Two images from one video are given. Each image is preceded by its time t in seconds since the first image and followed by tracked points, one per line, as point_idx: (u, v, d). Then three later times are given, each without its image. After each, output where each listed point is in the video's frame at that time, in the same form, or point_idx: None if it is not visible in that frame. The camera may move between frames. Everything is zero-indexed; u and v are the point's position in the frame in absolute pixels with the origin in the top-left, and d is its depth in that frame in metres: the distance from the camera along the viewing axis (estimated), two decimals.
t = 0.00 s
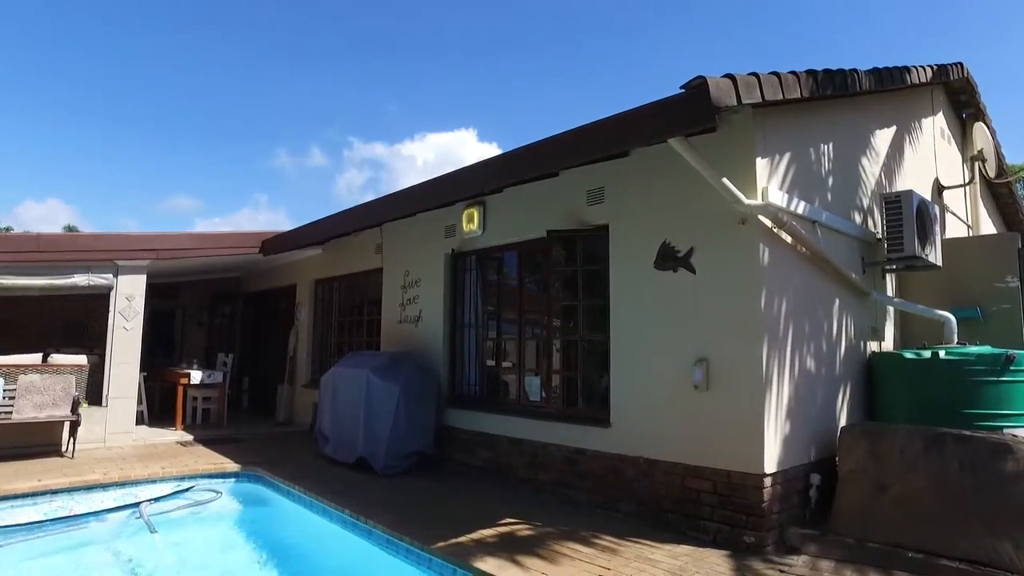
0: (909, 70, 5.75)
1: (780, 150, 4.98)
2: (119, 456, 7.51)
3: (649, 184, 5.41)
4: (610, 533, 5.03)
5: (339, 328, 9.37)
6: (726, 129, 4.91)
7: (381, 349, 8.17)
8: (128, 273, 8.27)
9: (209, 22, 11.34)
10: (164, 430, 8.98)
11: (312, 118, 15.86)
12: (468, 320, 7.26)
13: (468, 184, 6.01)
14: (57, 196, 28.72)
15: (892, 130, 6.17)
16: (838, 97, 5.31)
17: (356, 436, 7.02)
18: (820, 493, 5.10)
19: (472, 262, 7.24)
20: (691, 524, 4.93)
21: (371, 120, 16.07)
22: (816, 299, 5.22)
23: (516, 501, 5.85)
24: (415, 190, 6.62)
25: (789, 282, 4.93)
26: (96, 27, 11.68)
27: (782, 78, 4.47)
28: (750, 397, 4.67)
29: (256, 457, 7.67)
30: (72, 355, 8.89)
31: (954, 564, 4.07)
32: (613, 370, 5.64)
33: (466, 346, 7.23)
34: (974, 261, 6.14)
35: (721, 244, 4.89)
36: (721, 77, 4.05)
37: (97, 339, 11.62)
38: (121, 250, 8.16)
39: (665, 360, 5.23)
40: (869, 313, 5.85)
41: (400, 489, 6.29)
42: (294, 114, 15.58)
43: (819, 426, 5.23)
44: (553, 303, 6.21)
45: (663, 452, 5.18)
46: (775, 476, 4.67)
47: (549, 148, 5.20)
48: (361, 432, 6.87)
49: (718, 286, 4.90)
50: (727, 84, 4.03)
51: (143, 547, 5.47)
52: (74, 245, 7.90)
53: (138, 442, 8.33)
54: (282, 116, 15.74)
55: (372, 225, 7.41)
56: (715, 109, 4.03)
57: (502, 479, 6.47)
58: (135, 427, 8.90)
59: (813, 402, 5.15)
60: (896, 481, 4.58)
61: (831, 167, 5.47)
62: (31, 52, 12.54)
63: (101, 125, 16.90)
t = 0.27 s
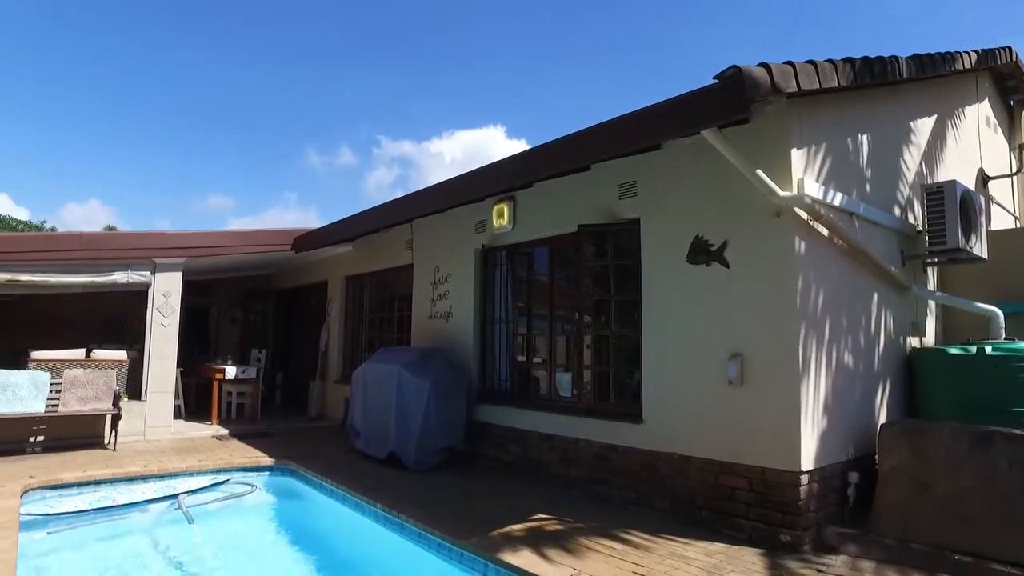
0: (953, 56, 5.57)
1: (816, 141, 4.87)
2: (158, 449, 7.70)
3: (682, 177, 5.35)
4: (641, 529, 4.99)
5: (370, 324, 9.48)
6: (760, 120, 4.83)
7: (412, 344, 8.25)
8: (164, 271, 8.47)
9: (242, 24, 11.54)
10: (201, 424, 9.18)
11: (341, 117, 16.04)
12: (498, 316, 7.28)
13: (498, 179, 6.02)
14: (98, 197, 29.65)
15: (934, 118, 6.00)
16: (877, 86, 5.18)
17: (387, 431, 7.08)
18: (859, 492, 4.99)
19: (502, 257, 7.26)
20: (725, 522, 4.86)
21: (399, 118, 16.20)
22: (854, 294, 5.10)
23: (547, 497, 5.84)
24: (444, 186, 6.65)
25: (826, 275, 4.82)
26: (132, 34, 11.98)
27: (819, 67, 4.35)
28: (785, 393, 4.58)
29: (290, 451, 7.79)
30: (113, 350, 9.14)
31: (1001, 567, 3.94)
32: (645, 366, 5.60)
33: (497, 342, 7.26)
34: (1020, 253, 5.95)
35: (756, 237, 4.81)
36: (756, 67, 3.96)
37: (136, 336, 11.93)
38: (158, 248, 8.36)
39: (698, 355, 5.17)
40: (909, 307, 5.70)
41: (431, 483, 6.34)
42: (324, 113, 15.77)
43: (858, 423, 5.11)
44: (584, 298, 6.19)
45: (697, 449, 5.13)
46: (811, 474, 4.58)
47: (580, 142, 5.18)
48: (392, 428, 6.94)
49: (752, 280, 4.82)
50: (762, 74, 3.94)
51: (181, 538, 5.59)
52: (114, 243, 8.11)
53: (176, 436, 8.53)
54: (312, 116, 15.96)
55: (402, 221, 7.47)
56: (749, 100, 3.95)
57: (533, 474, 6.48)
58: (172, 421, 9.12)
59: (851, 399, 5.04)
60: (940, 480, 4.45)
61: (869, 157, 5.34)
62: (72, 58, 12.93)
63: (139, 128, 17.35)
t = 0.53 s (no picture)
0: (1003, 41, 5.37)
1: (857, 131, 4.73)
2: (197, 443, 7.88)
3: (717, 170, 5.26)
4: (676, 527, 4.93)
5: (403, 321, 9.58)
6: (799, 110, 4.72)
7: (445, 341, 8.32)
8: (202, 268, 8.66)
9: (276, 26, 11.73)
10: (238, 418, 9.38)
11: (373, 115, 16.22)
12: (531, 312, 7.30)
13: (530, 175, 6.03)
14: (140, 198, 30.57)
15: (981, 106, 5.81)
16: (922, 73, 5.02)
17: (420, 427, 7.13)
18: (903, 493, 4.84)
19: (534, 253, 7.28)
20: (762, 521, 4.77)
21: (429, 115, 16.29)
22: (897, 288, 4.95)
23: (581, 493, 5.82)
24: (476, 182, 6.68)
25: (867, 269, 4.69)
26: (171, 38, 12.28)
27: (861, 54, 4.22)
28: (825, 389, 4.47)
29: (325, 446, 7.91)
30: (154, 346, 9.39)
31: None
32: (679, 362, 5.53)
33: (530, 338, 7.27)
34: None
35: (794, 230, 4.71)
36: (795, 55, 3.86)
37: (176, 331, 12.25)
38: (196, 246, 8.56)
39: (734, 351, 5.09)
40: (956, 302, 5.52)
41: (464, 479, 6.37)
42: (356, 112, 15.97)
43: (901, 421, 4.97)
44: (618, 294, 6.16)
45: (733, 446, 5.04)
46: (853, 473, 4.45)
47: (612, 136, 5.14)
48: (426, 423, 6.98)
49: (790, 274, 4.71)
50: (801, 63, 3.84)
51: (220, 529, 5.71)
52: (155, 242, 8.33)
53: (214, 430, 8.72)
54: (343, 114, 16.16)
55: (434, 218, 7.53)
56: (788, 90, 3.85)
57: (566, 471, 6.47)
58: (210, 416, 9.32)
59: (895, 395, 4.90)
60: (992, 482, 4.28)
61: (914, 147, 5.18)
62: (113, 65, 13.33)
63: (176, 132, 17.80)
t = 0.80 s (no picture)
0: None
1: (895, 121, 4.60)
2: (229, 438, 8.01)
3: (749, 163, 5.17)
4: (707, 526, 4.85)
5: (431, 318, 9.63)
6: (834, 101, 4.60)
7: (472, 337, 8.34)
8: (233, 266, 8.79)
9: (305, 26, 11.85)
10: (269, 414, 9.52)
11: (400, 113, 16.31)
12: (559, 308, 7.27)
13: (557, 170, 6.00)
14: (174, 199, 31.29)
15: None
16: (964, 59, 4.86)
17: (448, 423, 7.15)
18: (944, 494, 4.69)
19: (562, 249, 7.25)
20: (796, 521, 4.67)
21: (456, 113, 16.33)
22: (937, 282, 4.81)
23: (610, 490, 5.77)
24: (503, 178, 6.67)
25: (906, 263, 4.56)
26: (202, 40, 12.50)
27: (900, 41, 4.08)
28: (861, 386, 4.36)
29: (354, 442, 7.98)
30: (188, 342, 9.58)
31: None
32: (710, 358, 5.45)
33: (558, 334, 7.26)
34: None
35: (828, 223, 4.60)
36: (830, 43, 3.76)
37: (209, 328, 12.48)
38: (227, 244, 8.69)
39: (767, 347, 4.99)
40: (1000, 297, 5.34)
41: (492, 475, 6.38)
42: (383, 110, 16.08)
43: (942, 419, 4.82)
44: (647, 289, 6.10)
45: (765, 444, 4.95)
46: (891, 472, 4.33)
47: (640, 130, 5.09)
48: (453, 419, 7.00)
49: (825, 268, 4.61)
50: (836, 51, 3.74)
51: (253, 523, 5.79)
52: (188, 240, 8.48)
53: (245, 426, 8.85)
54: (370, 112, 16.28)
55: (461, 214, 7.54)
56: (822, 80, 3.75)
57: (595, 468, 6.44)
58: (242, 411, 9.47)
59: (935, 393, 4.75)
60: None
61: (955, 137, 5.02)
62: (146, 69, 13.61)
63: (207, 133, 18.13)
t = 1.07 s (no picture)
0: None
1: (930, 110, 4.47)
2: (255, 434, 8.11)
3: (776, 156, 5.08)
4: (735, 525, 4.77)
5: (454, 315, 9.66)
6: (865, 91, 4.49)
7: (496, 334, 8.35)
8: (258, 264, 8.89)
9: (329, 25, 11.95)
10: (294, 410, 9.62)
11: (422, 111, 16.37)
12: (583, 304, 7.24)
13: (580, 165, 5.95)
14: (202, 199, 31.87)
15: None
16: (1003, 47, 4.72)
17: (472, 420, 7.14)
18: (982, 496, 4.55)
19: (586, 245, 7.21)
20: (827, 521, 4.57)
21: (478, 110, 16.33)
22: (974, 276, 4.67)
23: (635, 488, 5.72)
24: (526, 174, 6.64)
25: (941, 257, 4.43)
26: (229, 42, 12.68)
27: (937, 28, 3.95)
28: (894, 383, 4.24)
29: (378, 438, 8.02)
30: (215, 339, 9.72)
31: None
32: (737, 355, 5.37)
33: (582, 330, 7.22)
34: None
35: (859, 216, 4.49)
36: (863, 31, 3.65)
37: (236, 325, 12.66)
38: (253, 242, 8.79)
39: (795, 343, 4.89)
40: None
41: (516, 472, 6.36)
42: (406, 108, 16.16)
43: (979, 418, 4.68)
44: (672, 285, 6.03)
45: (794, 442, 4.85)
46: (926, 472, 4.21)
47: (664, 123, 5.02)
48: (477, 416, 7.01)
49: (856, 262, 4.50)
50: (869, 38, 3.63)
51: (279, 518, 5.85)
52: (214, 238, 8.60)
53: (271, 422, 8.95)
54: (393, 111, 16.37)
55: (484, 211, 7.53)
56: (855, 69, 3.64)
57: (620, 465, 6.41)
58: (268, 407, 9.59)
59: (971, 391, 4.62)
60: None
61: (993, 127, 4.87)
62: (175, 71, 13.86)
63: (233, 133, 18.40)
